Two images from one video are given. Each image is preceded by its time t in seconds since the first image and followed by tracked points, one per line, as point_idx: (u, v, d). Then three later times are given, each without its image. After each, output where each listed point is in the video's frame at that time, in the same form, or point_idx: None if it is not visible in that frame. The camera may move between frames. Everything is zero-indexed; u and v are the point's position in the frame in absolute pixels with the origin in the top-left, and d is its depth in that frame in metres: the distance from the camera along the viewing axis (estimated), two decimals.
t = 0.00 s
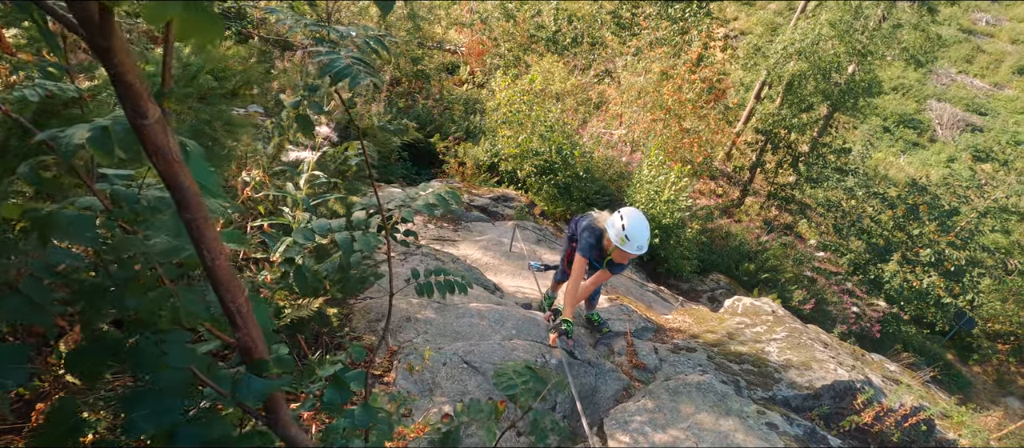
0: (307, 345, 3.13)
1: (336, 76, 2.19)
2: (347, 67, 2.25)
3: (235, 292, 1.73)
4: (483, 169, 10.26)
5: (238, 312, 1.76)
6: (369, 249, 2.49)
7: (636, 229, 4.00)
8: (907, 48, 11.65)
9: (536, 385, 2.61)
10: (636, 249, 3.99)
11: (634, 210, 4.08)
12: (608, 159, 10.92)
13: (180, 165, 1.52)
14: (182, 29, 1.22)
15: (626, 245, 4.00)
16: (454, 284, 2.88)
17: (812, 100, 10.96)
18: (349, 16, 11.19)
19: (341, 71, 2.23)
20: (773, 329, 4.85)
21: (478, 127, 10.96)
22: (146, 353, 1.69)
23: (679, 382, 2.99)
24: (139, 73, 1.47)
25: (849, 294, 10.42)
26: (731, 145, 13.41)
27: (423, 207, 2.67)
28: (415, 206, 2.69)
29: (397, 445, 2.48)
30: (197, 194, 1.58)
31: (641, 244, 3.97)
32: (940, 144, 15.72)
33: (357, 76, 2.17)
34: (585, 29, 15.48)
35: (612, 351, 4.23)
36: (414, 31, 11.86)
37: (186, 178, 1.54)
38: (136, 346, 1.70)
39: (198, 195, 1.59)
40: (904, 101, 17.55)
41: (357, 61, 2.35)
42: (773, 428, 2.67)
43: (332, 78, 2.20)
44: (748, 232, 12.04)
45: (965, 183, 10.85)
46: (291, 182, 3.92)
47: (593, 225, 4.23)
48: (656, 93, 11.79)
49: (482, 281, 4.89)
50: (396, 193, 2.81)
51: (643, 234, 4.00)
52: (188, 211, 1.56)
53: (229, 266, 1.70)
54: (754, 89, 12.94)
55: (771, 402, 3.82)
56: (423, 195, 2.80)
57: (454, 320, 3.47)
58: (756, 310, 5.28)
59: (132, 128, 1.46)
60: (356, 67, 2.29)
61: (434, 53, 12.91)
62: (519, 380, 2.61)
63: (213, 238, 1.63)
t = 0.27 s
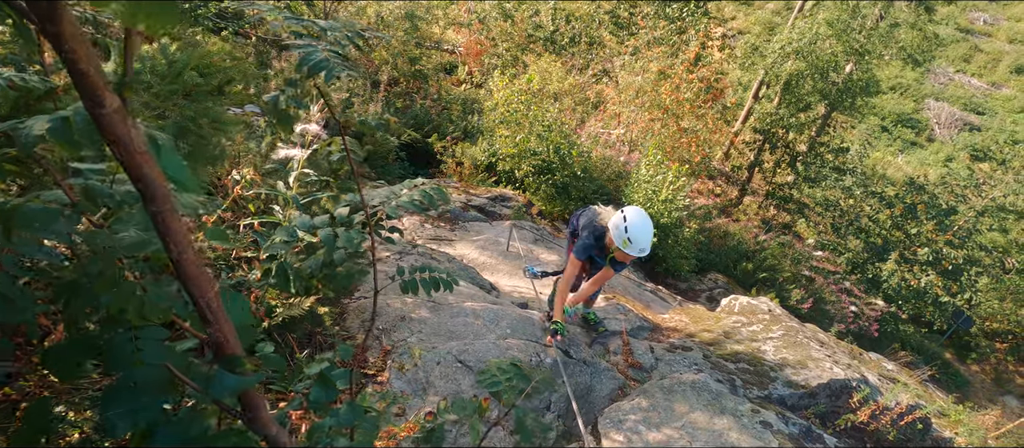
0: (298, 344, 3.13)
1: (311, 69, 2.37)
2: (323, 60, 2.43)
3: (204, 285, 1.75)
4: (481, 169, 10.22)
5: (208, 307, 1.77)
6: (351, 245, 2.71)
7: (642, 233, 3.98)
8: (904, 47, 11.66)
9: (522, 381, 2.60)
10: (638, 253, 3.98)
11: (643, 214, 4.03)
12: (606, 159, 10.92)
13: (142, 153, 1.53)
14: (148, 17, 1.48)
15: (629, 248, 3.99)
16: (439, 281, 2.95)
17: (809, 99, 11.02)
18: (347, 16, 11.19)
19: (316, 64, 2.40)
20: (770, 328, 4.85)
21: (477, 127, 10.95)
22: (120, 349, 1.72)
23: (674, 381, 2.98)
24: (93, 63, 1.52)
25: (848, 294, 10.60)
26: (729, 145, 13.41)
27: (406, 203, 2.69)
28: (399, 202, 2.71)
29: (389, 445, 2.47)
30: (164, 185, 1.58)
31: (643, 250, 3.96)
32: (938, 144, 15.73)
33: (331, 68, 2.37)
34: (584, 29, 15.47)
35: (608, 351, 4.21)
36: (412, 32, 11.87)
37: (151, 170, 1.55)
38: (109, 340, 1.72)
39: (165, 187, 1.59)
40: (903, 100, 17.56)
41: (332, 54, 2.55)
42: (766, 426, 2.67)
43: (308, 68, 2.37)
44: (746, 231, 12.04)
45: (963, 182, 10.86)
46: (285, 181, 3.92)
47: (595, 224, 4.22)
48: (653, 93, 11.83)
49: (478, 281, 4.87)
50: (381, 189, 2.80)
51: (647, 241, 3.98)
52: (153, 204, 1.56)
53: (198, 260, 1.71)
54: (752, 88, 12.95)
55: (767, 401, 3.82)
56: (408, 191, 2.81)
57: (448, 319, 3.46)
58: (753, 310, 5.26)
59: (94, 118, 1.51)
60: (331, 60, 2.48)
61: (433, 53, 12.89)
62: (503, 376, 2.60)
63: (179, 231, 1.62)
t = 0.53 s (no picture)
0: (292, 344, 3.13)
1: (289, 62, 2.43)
2: (301, 54, 2.47)
3: (174, 282, 1.84)
4: (479, 169, 10.19)
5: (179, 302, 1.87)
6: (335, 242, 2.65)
7: (638, 224, 3.97)
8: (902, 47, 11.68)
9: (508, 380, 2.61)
10: (633, 245, 3.98)
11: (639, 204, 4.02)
12: (604, 158, 10.89)
13: (103, 143, 1.62)
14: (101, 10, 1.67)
15: (624, 239, 3.99)
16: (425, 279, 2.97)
17: (807, 98, 11.06)
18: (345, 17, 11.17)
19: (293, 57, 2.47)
20: (766, 327, 4.85)
21: (474, 126, 10.92)
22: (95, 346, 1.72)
23: (669, 380, 2.97)
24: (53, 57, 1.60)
25: (845, 293, 10.64)
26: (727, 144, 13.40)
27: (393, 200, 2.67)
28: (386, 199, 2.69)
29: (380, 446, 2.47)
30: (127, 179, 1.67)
31: (640, 240, 3.94)
32: (936, 143, 15.75)
33: (309, 63, 2.42)
34: (581, 29, 15.45)
35: (604, 350, 4.20)
36: (410, 32, 11.85)
37: (113, 162, 1.64)
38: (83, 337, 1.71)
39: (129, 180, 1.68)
40: (900, 100, 17.56)
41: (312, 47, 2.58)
42: (761, 425, 2.66)
43: (286, 63, 2.43)
44: (744, 230, 12.02)
45: (960, 181, 10.87)
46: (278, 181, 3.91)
47: (592, 221, 4.21)
48: (651, 93, 11.86)
49: (474, 280, 4.86)
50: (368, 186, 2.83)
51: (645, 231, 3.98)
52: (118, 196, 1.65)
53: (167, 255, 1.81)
54: (750, 88, 12.96)
55: (763, 400, 3.82)
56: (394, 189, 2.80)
57: (443, 318, 3.45)
58: (750, 308, 5.25)
59: (53, 109, 1.57)
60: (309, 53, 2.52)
61: (430, 53, 12.86)
62: (487, 374, 2.61)
63: (146, 225, 1.73)
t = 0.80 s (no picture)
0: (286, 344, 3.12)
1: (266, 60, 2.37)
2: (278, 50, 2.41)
3: (142, 277, 1.81)
4: (476, 169, 10.18)
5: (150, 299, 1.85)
6: (317, 241, 2.58)
7: (631, 215, 3.86)
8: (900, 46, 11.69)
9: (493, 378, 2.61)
10: (626, 238, 3.88)
11: (631, 195, 3.91)
12: (602, 158, 10.87)
13: (61, 134, 1.59)
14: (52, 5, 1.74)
15: (616, 232, 3.89)
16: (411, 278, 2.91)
17: (805, 98, 11.07)
18: (342, 18, 11.17)
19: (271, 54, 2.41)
20: (763, 326, 4.84)
21: (472, 127, 10.91)
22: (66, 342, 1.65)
23: (663, 379, 2.97)
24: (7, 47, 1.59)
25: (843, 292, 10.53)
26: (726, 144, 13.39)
27: (375, 198, 2.64)
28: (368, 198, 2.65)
29: None
30: (90, 173, 1.65)
31: (633, 232, 3.83)
32: (934, 142, 15.76)
33: (285, 56, 2.35)
34: (579, 29, 15.43)
35: (600, 349, 4.19)
36: (407, 32, 11.85)
37: (74, 155, 1.62)
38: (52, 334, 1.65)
39: (92, 174, 1.67)
40: (898, 99, 17.56)
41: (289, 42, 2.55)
42: (756, 424, 2.66)
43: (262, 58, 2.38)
44: (742, 230, 11.99)
45: (958, 180, 10.88)
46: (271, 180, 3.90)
47: (588, 219, 4.08)
48: (649, 92, 11.88)
49: (470, 279, 4.85)
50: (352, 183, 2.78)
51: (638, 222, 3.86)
52: (80, 190, 1.64)
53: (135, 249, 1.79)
54: (748, 87, 12.95)
55: (759, 399, 3.81)
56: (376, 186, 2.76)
57: (438, 318, 3.44)
58: (746, 307, 5.23)
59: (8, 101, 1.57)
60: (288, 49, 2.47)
61: (428, 54, 12.86)
62: (471, 372, 2.61)
63: (110, 220, 1.72)
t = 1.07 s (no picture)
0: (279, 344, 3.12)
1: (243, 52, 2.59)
2: (254, 43, 2.61)
3: (108, 274, 1.93)
4: (474, 169, 10.17)
5: (116, 295, 1.96)
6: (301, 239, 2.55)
7: (623, 208, 3.77)
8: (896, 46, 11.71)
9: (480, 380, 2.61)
10: (620, 232, 3.78)
11: (621, 187, 3.85)
12: (599, 158, 10.86)
13: (18, 129, 1.77)
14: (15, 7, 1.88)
15: (610, 226, 3.80)
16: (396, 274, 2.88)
17: (802, 97, 11.06)
18: (340, 18, 11.16)
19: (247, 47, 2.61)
20: (759, 324, 4.84)
21: (470, 126, 10.89)
22: (40, 343, 1.84)
23: (658, 378, 2.96)
24: None
25: (841, 291, 10.31)
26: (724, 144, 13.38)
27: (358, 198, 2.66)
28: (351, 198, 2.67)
29: None
30: (49, 167, 1.81)
31: (627, 222, 3.73)
32: (932, 141, 15.77)
33: (261, 51, 2.57)
34: (577, 28, 15.43)
35: (596, 349, 4.19)
36: (405, 32, 11.84)
37: (34, 151, 1.78)
38: (32, 334, 1.85)
39: (54, 169, 1.82)
40: (896, 98, 17.56)
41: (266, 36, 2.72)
42: (750, 423, 2.66)
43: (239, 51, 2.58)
44: (740, 229, 11.97)
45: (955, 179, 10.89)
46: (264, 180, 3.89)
47: (585, 222, 3.98)
48: (647, 91, 11.90)
49: (465, 279, 4.84)
50: (336, 181, 2.81)
51: (632, 212, 3.77)
52: (40, 183, 1.78)
53: (99, 245, 1.90)
54: (746, 87, 12.96)
55: (755, 398, 3.81)
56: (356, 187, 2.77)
57: (432, 317, 3.43)
58: (743, 306, 5.22)
59: None
60: (263, 43, 2.65)
61: (426, 54, 12.85)
62: (455, 371, 2.61)
63: (73, 215, 1.82)
